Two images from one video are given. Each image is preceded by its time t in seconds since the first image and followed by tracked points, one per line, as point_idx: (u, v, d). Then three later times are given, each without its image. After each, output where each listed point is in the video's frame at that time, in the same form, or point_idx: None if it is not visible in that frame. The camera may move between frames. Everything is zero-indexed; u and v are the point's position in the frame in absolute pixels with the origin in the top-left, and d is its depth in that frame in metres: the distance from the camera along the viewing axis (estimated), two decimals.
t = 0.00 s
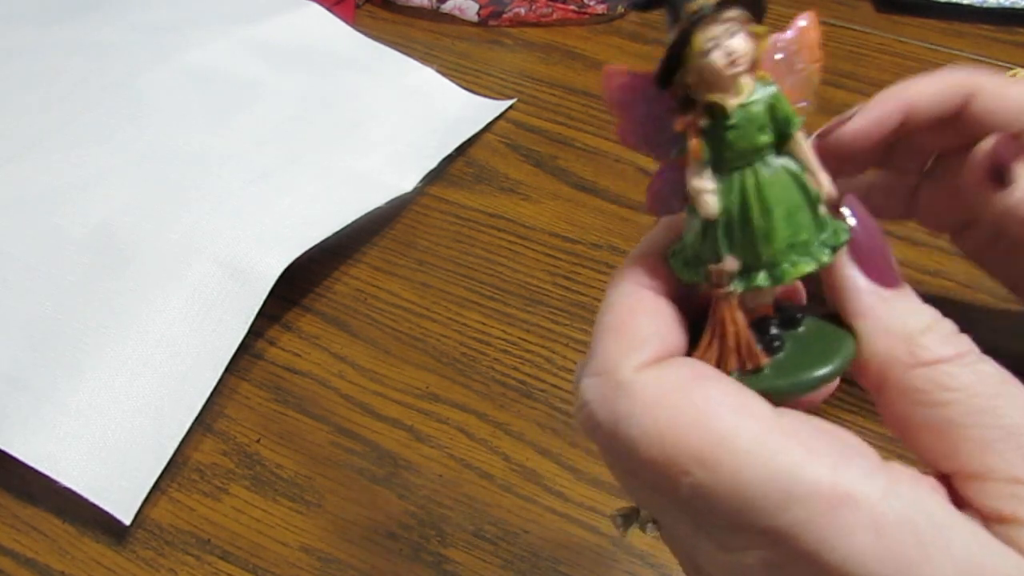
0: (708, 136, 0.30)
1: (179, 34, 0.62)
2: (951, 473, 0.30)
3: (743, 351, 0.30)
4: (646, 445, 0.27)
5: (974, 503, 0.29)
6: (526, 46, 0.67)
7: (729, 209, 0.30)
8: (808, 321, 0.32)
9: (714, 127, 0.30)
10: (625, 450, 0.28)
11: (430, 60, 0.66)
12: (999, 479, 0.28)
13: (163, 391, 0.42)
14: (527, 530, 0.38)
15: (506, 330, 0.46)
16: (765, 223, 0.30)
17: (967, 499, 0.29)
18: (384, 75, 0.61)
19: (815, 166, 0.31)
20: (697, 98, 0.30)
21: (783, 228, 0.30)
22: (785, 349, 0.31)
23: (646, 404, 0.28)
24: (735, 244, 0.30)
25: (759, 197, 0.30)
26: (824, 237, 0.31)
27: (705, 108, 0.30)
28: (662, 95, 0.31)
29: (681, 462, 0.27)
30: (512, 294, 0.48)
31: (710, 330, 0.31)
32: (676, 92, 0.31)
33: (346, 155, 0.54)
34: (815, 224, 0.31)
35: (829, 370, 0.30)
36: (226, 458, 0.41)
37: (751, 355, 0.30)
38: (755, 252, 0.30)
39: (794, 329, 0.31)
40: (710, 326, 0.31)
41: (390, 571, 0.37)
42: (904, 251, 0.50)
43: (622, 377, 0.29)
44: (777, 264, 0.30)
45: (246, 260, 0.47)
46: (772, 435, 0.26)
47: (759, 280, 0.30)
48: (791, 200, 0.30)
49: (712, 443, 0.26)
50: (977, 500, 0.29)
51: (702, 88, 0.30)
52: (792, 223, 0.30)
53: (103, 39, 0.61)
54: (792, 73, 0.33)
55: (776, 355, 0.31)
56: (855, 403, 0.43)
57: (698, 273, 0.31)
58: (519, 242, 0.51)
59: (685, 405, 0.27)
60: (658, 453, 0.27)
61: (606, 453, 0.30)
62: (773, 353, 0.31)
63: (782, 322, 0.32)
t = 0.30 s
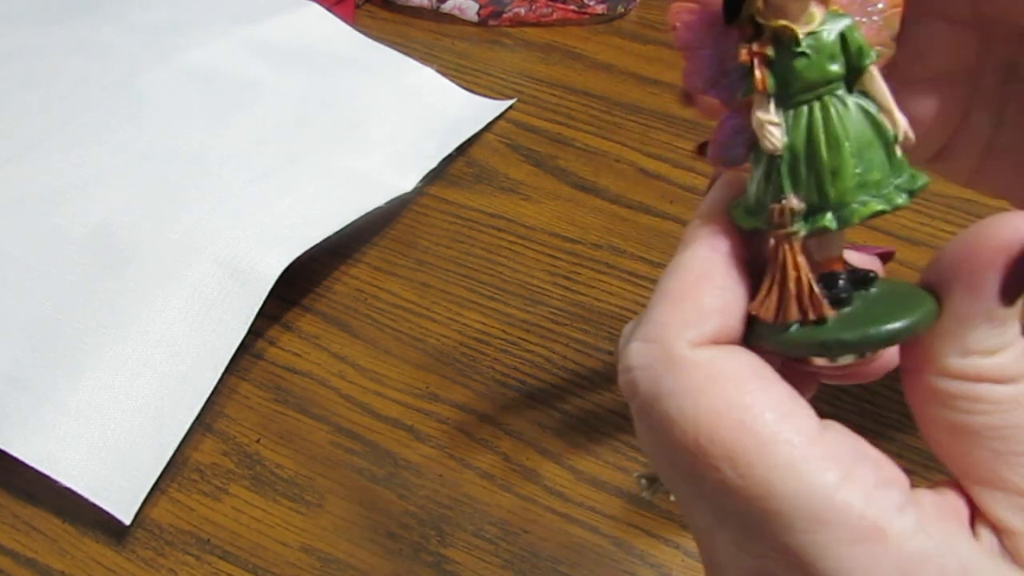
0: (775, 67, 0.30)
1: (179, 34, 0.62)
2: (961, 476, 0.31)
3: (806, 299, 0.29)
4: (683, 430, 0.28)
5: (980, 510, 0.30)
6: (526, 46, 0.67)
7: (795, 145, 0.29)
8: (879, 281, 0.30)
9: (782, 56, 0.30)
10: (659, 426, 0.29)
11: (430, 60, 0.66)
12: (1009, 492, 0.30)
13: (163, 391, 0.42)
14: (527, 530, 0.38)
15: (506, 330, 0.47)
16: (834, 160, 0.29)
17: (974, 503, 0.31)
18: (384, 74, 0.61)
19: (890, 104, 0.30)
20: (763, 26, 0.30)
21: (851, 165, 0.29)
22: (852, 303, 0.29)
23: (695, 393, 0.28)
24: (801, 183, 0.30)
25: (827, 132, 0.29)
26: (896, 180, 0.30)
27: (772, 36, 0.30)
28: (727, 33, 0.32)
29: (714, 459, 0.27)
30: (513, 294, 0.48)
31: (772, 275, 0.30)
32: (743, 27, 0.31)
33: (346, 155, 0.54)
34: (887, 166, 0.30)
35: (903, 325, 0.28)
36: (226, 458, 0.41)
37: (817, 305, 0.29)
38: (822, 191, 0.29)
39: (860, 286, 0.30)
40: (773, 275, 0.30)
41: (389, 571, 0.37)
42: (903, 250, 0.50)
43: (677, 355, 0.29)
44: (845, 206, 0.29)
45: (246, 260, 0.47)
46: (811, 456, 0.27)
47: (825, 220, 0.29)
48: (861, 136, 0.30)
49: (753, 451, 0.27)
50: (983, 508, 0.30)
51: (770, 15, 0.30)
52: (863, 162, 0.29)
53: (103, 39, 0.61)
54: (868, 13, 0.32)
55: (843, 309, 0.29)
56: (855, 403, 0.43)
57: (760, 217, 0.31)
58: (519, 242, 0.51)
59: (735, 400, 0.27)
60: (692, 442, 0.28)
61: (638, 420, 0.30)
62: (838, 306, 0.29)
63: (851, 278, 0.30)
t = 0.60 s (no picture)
0: (766, 75, 0.29)
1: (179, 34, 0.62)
2: (930, 490, 0.31)
3: (777, 306, 0.29)
4: (674, 438, 0.28)
5: (948, 525, 0.31)
6: (526, 46, 0.67)
7: (780, 153, 0.29)
8: (854, 295, 0.30)
9: (776, 65, 0.29)
10: (650, 432, 0.29)
11: (430, 60, 0.66)
12: (974, 509, 0.30)
13: (163, 391, 0.42)
14: (527, 530, 0.38)
15: (506, 330, 0.47)
16: (817, 171, 0.29)
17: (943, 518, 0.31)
18: (384, 74, 0.61)
19: (879, 120, 0.30)
20: (760, 34, 0.30)
21: (834, 179, 0.29)
22: (826, 313, 0.29)
23: (689, 402, 0.28)
24: (783, 192, 0.29)
25: (812, 143, 0.29)
26: (880, 195, 0.29)
27: (767, 45, 0.29)
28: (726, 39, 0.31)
29: (703, 468, 0.27)
30: (512, 294, 0.48)
31: (748, 281, 0.30)
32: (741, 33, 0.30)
33: (347, 154, 0.54)
34: (870, 179, 0.29)
35: (871, 338, 0.28)
36: (226, 458, 0.41)
37: (788, 314, 0.29)
38: (802, 200, 0.29)
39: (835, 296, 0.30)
40: (749, 280, 0.30)
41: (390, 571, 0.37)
42: (903, 250, 0.50)
43: (672, 363, 0.29)
44: (825, 216, 0.29)
45: (246, 260, 0.47)
46: (798, 473, 0.27)
47: (803, 231, 0.29)
48: (847, 149, 0.29)
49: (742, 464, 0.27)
50: (950, 524, 0.30)
51: (767, 24, 0.29)
52: (846, 174, 0.29)
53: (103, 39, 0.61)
54: (868, 29, 0.31)
55: (816, 318, 0.29)
56: (854, 404, 0.43)
57: (741, 224, 0.31)
58: (519, 242, 0.51)
59: (728, 412, 0.27)
60: (683, 450, 0.28)
61: (627, 425, 0.30)
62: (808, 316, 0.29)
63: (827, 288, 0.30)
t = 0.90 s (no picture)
0: (764, 89, 0.31)
1: (179, 34, 0.62)
2: (898, 489, 0.31)
3: (763, 312, 0.30)
4: (675, 438, 0.28)
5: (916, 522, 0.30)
6: (526, 46, 0.67)
7: (773, 164, 0.31)
8: (835, 300, 0.31)
9: (774, 79, 0.31)
10: (653, 433, 0.29)
11: (430, 60, 0.66)
12: (943, 504, 0.30)
13: (163, 391, 0.42)
14: (527, 530, 0.38)
15: (506, 330, 0.47)
16: (808, 184, 0.30)
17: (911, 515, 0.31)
18: (384, 74, 0.61)
19: (869, 138, 0.32)
20: (760, 48, 0.31)
21: (823, 193, 0.30)
22: (807, 319, 0.30)
23: (690, 403, 0.28)
24: (774, 202, 0.31)
25: (805, 157, 0.31)
26: (865, 210, 0.31)
27: (766, 58, 0.31)
28: (727, 49, 0.32)
29: (702, 469, 0.27)
30: (512, 294, 0.48)
31: (735, 286, 0.31)
32: (741, 42, 0.32)
33: (347, 154, 0.54)
34: (856, 195, 0.31)
35: (849, 346, 0.29)
36: (226, 458, 0.41)
37: (772, 320, 0.30)
38: (793, 212, 0.30)
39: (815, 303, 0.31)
40: (735, 285, 0.31)
41: (389, 571, 0.37)
42: (903, 250, 0.50)
43: (675, 364, 0.29)
44: (813, 228, 0.31)
45: (246, 260, 0.47)
46: (794, 477, 0.27)
47: (791, 241, 0.31)
48: (837, 164, 0.31)
49: (736, 464, 0.27)
50: (919, 521, 0.30)
51: (768, 37, 0.31)
52: (835, 189, 0.31)
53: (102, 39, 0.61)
54: (863, 43, 0.33)
55: (798, 324, 0.30)
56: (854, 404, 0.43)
57: (730, 230, 0.32)
58: (519, 242, 0.51)
59: (723, 412, 0.27)
60: (679, 446, 0.28)
61: (631, 426, 0.30)
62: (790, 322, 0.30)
63: (808, 294, 0.31)
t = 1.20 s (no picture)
0: (736, 105, 0.31)
1: (180, 34, 0.62)
2: (854, 482, 0.31)
3: (743, 316, 0.30)
4: (595, 508, 0.29)
5: (864, 517, 0.31)
6: (526, 46, 0.67)
7: (748, 176, 0.31)
8: (814, 304, 0.31)
9: (745, 96, 0.31)
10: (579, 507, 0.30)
11: (430, 60, 0.66)
12: (893, 502, 0.30)
13: (163, 391, 0.42)
14: (527, 530, 0.38)
15: (506, 330, 0.47)
16: (781, 196, 0.30)
17: (863, 512, 0.31)
18: (384, 74, 0.61)
19: (839, 149, 0.32)
20: (731, 66, 0.31)
21: (796, 203, 0.30)
22: (786, 323, 0.30)
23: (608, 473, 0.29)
24: (750, 213, 0.31)
25: (778, 168, 0.31)
26: (838, 218, 0.31)
27: (738, 76, 0.31)
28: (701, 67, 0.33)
29: (625, 534, 0.29)
30: (513, 294, 0.48)
31: (716, 293, 0.31)
32: (716, 61, 0.32)
33: (347, 155, 0.54)
34: (830, 204, 0.31)
35: (829, 347, 0.29)
36: (226, 458, 0.41)
37: (752, 324, 0.30)
38: (767, 223, 0.31)
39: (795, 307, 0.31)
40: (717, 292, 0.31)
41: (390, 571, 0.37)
42: (902, 250, 0.50)
43: (590, 439, 0.30)
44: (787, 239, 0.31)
45: (246, 260, 0.47)
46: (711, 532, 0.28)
47: (767, 249, 0.31)
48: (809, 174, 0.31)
49: (658, 530, 0.28)
50: (866, 515, 0.31)
51: (739, 57, 0.31)
52: (807, 199, 0.31)
53: (103, 39, 0.61)
54: (834, 59, 0.32)
55: (778, 328, 0.30)
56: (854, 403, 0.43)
57: (709, 239, 0.32)
58: (519, 242, 0.51)
59: (642, 481, 0.29)
60: (605, 518, 0.29)
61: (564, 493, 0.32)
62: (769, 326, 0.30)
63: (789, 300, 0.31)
